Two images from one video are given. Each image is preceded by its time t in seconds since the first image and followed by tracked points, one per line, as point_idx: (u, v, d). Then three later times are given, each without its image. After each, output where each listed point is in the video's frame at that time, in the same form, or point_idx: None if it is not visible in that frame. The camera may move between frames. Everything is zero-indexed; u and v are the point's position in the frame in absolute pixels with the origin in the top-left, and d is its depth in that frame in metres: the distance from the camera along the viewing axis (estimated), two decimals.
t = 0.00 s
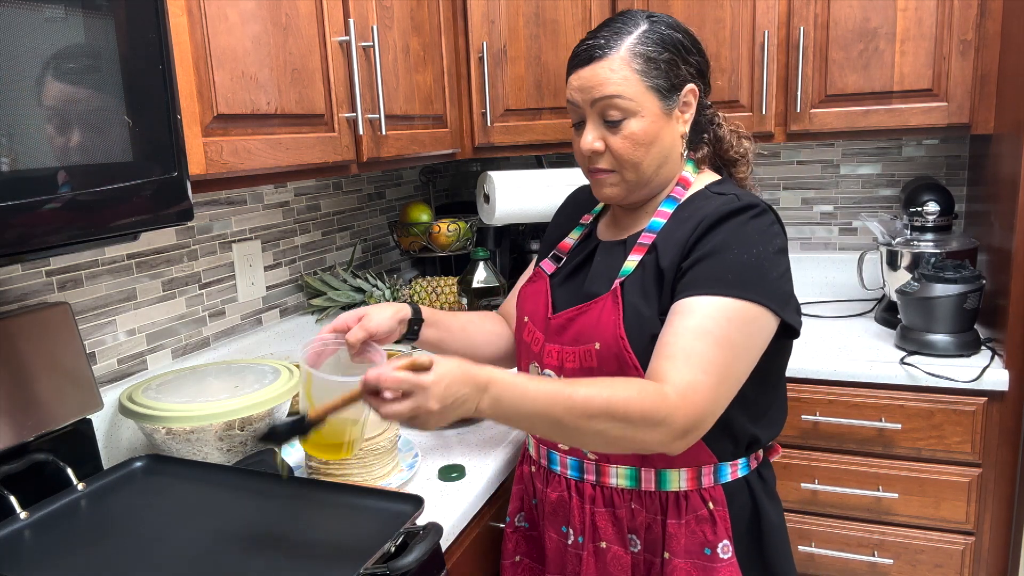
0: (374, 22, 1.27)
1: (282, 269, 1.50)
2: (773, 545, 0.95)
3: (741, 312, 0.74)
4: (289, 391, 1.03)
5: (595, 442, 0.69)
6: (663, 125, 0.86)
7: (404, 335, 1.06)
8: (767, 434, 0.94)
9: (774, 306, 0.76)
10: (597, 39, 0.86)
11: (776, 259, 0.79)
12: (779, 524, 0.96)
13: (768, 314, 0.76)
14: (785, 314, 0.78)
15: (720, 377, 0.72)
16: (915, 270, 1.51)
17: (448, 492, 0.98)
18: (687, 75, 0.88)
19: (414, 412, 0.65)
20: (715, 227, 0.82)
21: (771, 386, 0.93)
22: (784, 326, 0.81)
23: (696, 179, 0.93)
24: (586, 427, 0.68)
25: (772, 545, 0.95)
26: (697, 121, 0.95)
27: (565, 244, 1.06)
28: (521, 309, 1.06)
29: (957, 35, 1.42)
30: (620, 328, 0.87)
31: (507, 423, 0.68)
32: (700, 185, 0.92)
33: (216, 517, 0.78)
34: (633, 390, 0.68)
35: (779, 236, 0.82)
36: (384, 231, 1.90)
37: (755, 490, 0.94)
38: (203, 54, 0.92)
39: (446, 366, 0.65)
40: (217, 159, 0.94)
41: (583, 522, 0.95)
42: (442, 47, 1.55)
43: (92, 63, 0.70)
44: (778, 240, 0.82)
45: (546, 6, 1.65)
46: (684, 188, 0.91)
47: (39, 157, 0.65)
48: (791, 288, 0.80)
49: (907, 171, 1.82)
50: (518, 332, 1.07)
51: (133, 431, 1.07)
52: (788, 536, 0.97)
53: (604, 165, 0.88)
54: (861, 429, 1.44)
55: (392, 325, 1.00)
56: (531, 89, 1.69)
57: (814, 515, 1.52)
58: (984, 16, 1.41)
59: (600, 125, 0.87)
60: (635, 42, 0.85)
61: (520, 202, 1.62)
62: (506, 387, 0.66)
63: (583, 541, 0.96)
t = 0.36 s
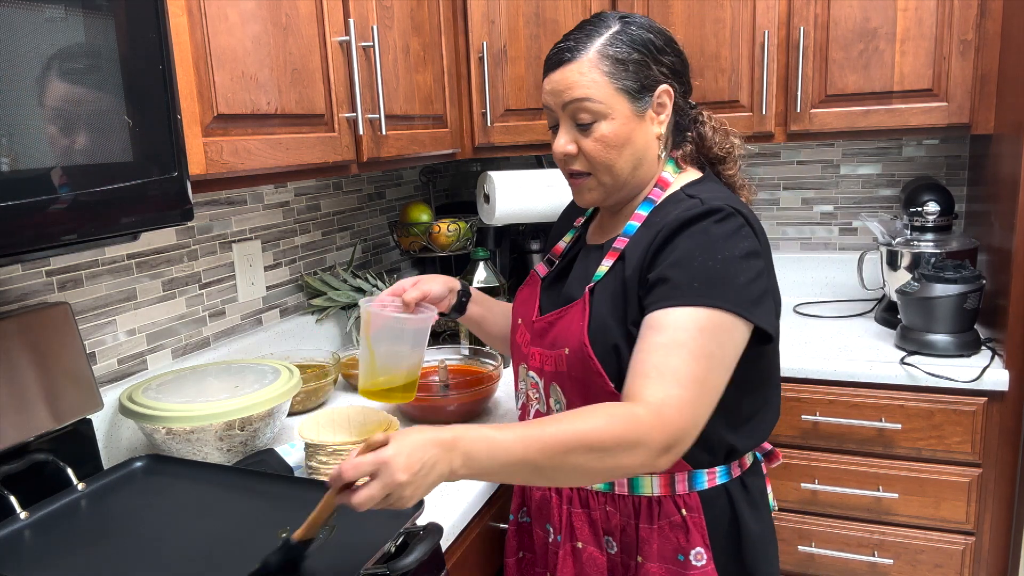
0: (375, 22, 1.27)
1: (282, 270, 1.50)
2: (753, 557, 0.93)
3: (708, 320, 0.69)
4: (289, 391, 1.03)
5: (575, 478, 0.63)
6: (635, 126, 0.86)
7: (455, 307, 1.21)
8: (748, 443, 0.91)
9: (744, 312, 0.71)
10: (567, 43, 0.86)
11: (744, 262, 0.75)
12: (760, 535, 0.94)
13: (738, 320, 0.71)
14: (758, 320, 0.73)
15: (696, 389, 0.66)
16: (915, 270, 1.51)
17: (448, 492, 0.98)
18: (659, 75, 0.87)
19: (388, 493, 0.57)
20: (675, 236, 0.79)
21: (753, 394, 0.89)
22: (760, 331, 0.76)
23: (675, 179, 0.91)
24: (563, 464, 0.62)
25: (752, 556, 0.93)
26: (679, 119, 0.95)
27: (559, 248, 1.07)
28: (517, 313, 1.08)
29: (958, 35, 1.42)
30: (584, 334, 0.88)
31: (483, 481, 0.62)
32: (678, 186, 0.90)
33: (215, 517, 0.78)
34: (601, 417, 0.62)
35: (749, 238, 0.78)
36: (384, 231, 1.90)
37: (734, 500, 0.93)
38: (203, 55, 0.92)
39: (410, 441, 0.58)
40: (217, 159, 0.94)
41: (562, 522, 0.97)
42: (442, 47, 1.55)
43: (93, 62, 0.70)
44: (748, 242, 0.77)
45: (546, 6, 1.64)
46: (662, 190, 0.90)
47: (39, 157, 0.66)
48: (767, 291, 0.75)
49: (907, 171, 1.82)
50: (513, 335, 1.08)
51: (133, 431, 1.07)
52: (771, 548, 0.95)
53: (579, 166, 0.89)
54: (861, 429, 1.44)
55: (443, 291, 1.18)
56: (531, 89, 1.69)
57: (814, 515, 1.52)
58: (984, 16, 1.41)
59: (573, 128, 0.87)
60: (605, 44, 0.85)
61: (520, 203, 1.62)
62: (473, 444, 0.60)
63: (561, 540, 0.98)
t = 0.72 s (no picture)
0: (375, 22, 1.27)
1: (282, 269, 1.50)
2: (716, 557, 0.92)
3: (639, 315, 0.67)
4: (288, 392, 1.02)
5: (494, 465, 0.63)
6: (599, 128, 0.87)
7: (467, 285, 1.25)
8: (706, 442, 0.90)
9: (680, 308, 0.69)
10: (537, 42, 0.87)
11: (683, 260, 0.73)
12: (722, 538, 0.93)
13: (674, 317, 0.69)
14: (696, 318, 0.70)
15: (623, 380, 0.65)
16: (915, 270, 1.51)
17: (448, 491, 0.98)
18: (627, 78, 0.86)
19: (304, 484, 0.58)
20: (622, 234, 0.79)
21: (712, 394, 0.88)
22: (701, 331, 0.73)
23: (643, 180, 0.91)
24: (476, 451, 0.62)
25: (713, 559, 0.92)
26: (652, 123, 0.94)
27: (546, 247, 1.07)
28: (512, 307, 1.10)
29: (958, 35, 1.42)
30: (540, 333, 0.89)
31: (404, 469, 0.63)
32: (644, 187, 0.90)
33: (215, 517, 0.78)
34: (522, 407, 0.62)
35: (695, 236, 0.75)
36: (384, 231, 1.90)
37: (697, 500, 0.92)
38: (203, 55, 0.91)
39: (325, 434, 0.59)
40: (217, 159, 0.94)
41: (531, 512, 1.00)
42: (442, 47, 1.55)
43: (93, 63, 0.70)
44: (692, 241, 0.75)
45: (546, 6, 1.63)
46: (627, 191, 0.91)
47: (39, 158, 0.66)
48: (709, 290, 0.73)
49: (907, 171, 1.82)
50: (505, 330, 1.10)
51: (133, 431, 1.07)
52: (733, 550, 0.94)
53: (544, 164, 0.91)
54: (861, 429, 1.44)
55: (454, 267, 1.24)
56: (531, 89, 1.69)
57: (814, 515, 1.52)
58: (984, 16, 1.41)
59: (540, 125, 0.89)
60: (574, 44, 0.85)
61: (519, 203, 1.61)
62: (391, 430, 0.61)
63: (530, 529, 1.01)
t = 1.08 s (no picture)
0: (375, 22, 1.27)
1: (282, 269, 1.50)
2: (672, 555, 0.92)
3: (535, 313, 0.71)
4: (287, 392, 1.02)
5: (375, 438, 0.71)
6: (556, 132, 0.87)
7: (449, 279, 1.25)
8: (652, 442, 0.90)
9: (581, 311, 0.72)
10: (500, 48, 0.88)
11: (596, 264, 0.74)
12: (678, 537, 0.92)
13: (571, 317, 0.72)
14: (593, 320, 0.73)
15: (499, 371, 0.69)
16: (915, 270, 1.51)
17: (448, 491, 0.98)
18: (585, 86, 0.86)
19: (187, 451, 0.67)
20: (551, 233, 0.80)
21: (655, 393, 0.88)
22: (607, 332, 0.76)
23: (598, 185, 0.92)
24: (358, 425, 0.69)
25: (669, 557, 0.92)
26: (614, 129, 0.93)
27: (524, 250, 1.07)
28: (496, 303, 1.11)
29: (957, 35, 1.42)
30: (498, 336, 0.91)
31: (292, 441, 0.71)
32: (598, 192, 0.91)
33: (214, 517, 0.78)
34: (391, 387, 0.69)
35: (611, 240, 0.76)
36: (384, 231, 1.90)
37: (653, 497, 0.92)
38: (202, 55, 0.91)
39: (208, 410, 0.66)
40: (217, 159, 0.94)
41: (508, 503, 1.02)
42: (442, 47, 1.55)
43: (92, 63, 0.70)
44: (608, 245, 0.75)
45: (547, 7, 1.64)
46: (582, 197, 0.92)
47: (39, 157, 0.65)
48: (619, 292, 0.75)
49: (907, 171, 1.82)
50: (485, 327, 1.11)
51: (134, 431, 1.07)
52: (694, 549, 0.94)
53: (505, 165, 0.92)
54: (861, 429, 1.43)
55: (433, 261, 1.28)
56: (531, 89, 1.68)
57: (815, 515, 1.52)
58: (984, 16, 1.41)
59: (501, 128, 0.89)
60: (534, 50, 0.86)
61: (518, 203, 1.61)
62: (273, 407, 0.68)
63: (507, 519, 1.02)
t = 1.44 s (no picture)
0: (375, 23, 1.27)
1: (282, 269, 1.50)
2: (681, 542, 0.93)
3: (537, 308, 0.71)
4: (287, 391, 1.02)
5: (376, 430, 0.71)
6: (555, 129, 0.87)
7: (416, 306, 1.25)
8: (654, 430, 0.91)
9: (584, 306, 0.73)
10: (501, 44, 0.88)
11: (600, 259, 0.75)
12: (687, 523, 0.94)
13: (574, 312, 0.72)
14: (596, 316, 0.74)
15: (498, 365, 0.70)
16: (915, 270, 1.51)
17: (448, 491, 0.98)
18: (585, 84, 0.87)
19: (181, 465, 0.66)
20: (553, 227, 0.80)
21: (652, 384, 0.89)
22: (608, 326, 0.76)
23: (596, 183, 0.91)
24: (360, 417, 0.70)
25: (680, 544, 0.93)
26: (610, 129, 0.94)
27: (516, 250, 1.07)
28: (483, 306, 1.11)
29: (958, 35, 1.43)
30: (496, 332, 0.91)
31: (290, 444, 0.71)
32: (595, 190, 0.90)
33: (214, 517, 0.78)
34: (392, 379, 0.70)
35: (616, 236, 0.76)
36: (384, 231, 1.90)
37: (660, 487, 0.93)
38: (203, 55, 0.92)
39: (205, 422, 0.66)
40: (217, 159, 0.94)
41: (507, 504, 1.00)
42: (442, 47, 1.56)
43: (92, 63, 0.70)
44: (611, 240, 0.76)
45: (547, 7, 1.64)
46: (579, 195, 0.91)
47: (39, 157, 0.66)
48: (621, 287, 0.76)
49: (908, 171, 1.82)
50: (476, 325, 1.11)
51: (134, 431, 1.07)
52: (700, 536, 0.95)
53: (502, 161, 0.91)
54: (862, 429, 1.43)
55: (398, 292, 1.26)
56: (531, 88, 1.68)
57: (815, 516, 1.52)
58: (985, 16, 1.41)
59: (500, 123, 0.89)
60: (536, 47, 0.86)
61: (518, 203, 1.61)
62: (271, 414, 0.69)
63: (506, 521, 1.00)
